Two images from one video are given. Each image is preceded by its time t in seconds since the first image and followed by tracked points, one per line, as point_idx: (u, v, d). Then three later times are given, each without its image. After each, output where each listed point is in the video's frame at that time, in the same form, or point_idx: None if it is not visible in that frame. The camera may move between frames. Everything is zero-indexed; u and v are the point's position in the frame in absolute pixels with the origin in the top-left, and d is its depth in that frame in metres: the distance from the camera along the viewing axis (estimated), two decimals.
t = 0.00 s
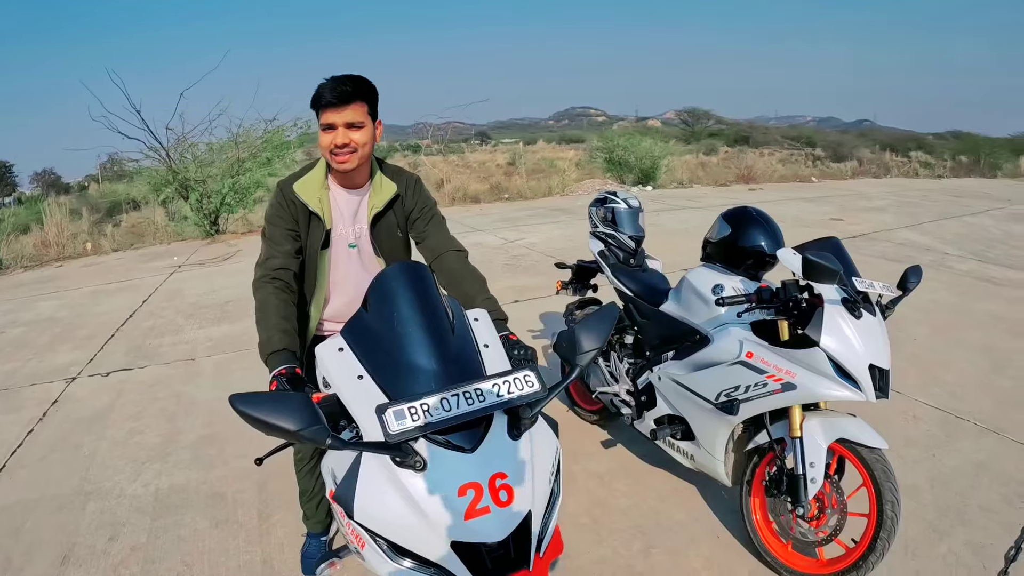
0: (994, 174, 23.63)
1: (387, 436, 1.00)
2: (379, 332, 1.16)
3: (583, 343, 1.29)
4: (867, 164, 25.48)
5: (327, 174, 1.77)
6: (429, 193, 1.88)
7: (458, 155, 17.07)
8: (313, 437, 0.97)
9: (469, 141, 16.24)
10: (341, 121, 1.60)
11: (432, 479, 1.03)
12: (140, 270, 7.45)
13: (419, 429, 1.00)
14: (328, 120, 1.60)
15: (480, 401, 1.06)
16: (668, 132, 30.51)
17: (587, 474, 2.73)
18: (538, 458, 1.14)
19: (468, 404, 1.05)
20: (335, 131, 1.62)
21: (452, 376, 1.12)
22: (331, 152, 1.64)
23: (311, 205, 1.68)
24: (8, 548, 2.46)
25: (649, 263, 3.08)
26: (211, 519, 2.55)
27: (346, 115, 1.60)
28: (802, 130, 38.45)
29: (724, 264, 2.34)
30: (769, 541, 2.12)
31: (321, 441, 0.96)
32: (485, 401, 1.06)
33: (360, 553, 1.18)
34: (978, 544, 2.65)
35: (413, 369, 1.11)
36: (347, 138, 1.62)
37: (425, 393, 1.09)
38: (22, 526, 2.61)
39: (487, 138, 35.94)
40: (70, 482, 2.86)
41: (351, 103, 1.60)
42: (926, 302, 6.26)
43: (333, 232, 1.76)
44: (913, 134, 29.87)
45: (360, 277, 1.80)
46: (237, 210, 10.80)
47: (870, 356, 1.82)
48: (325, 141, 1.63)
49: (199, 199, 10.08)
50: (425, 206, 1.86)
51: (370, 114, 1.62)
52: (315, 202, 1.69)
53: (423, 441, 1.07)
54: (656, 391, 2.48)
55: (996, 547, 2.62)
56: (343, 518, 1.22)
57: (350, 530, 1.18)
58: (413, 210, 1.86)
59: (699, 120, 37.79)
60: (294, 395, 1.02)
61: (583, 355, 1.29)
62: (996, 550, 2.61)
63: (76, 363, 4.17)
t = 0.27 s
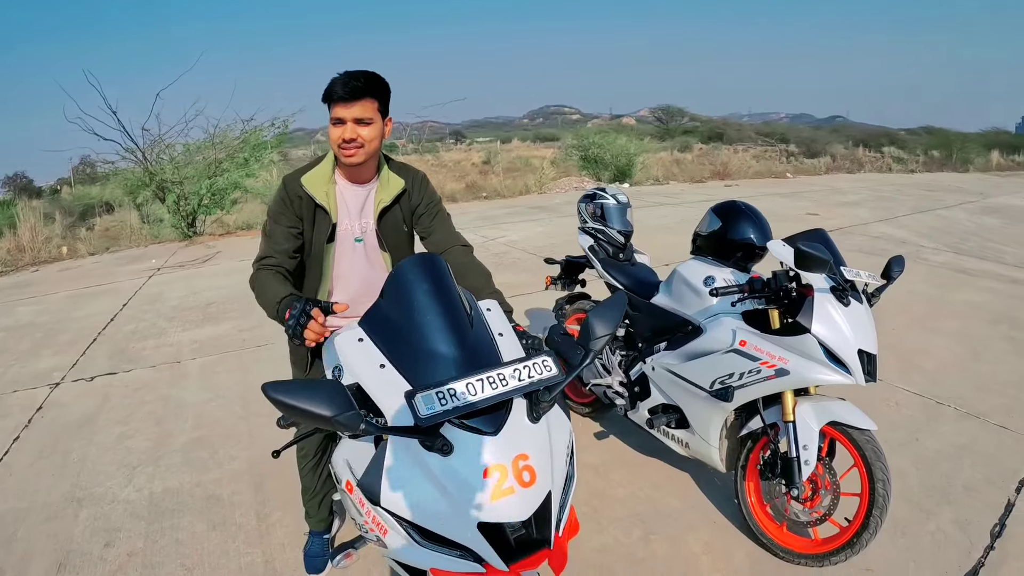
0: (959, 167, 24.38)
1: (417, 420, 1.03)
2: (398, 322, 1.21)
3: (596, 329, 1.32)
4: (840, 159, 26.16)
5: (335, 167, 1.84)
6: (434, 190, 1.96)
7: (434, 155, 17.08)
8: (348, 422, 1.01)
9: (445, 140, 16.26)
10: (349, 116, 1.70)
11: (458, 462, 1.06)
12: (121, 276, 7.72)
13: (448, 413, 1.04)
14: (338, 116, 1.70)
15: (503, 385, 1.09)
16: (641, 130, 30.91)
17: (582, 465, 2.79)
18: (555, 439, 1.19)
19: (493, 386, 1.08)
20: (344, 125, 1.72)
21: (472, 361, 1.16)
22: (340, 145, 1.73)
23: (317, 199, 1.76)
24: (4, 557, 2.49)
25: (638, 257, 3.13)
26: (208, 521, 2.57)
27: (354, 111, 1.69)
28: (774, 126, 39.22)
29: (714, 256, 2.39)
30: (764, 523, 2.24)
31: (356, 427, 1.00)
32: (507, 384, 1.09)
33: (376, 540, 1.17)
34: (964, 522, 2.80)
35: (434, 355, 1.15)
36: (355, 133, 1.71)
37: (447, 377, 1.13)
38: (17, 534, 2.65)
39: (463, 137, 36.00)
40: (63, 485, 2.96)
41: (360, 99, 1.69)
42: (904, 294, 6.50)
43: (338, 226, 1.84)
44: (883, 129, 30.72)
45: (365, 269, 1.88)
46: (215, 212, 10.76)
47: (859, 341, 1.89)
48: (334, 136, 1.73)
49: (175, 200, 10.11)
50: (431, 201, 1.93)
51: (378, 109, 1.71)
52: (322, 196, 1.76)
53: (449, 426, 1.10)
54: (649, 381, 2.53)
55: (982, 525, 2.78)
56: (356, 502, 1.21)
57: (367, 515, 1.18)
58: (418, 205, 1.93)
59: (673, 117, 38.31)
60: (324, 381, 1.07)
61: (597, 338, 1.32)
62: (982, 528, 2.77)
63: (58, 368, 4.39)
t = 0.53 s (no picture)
0: (928, 161, 25.04)
1: (444, 398, 1.12)
2: (417, 311, 1.31)
3: (601, 314, 1.41)
4: (815, 155, 26.70)
5: (342, 162, 1.99)
6: (436, 186, 2.14)
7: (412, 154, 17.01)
8: (382, 399, 1.12)
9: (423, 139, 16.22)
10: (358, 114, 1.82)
11: (479, 438, 1.15)
12: (103, 280, 8.12)
13: (474, 390, 1.12)
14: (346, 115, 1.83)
15: (520, 364, 1.18)
16: (617, 127, 31.14)
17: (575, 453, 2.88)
18: (565, 416, 1.27)
19: (512, 365, 1.17)
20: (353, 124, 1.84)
21: (488, 345, 1.26)
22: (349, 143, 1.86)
23: (325, 190, 1.90)
24: (4, 562, 2.52)
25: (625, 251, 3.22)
26: (209, 519, 2.60)
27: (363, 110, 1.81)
28: (749, 123, 39.79)
29: (700, 248, 2.49)
30: (755, 502, 2.38)
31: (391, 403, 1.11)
32: (524, 364, 1.17)
33: (397, 519, 1.33)
34: (944, 498, 2.97)
35: (452, 340, 1.25)
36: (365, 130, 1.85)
37: (466, 359, 1.23)
38: (15, 539, 2.68)
39: (441, 136, 35.95)
40: (57, 491, 3.03)
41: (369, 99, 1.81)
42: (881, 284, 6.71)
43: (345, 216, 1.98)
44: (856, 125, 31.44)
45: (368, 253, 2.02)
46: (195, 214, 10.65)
47: (841, 326, 2.00)
48: (343, 134, 1.85)
49: (155, 203, 10.01)
50: (434, 197, 2.11)
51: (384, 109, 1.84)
52: (329, 187, 1.91)
53: (471, 405, 1.18)
54: (640, 369, 2.61)
55: (960, 501, 2.96)
56: (377, 486, 1.38)
57: (387, 497, 1.34)
58: (422, 200, 2.11)
59: (649, 114, 38.68)
60: (360, 362, 1.18)
61: (603, 323, 1.41)
62: (961, 503, 2.94)
63: (44, 373, 4.79)
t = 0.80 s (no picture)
0: (922, 161, 25.21)
1: (460, 390, 1.15)
2: (430, 306, 1.35)
3: (607, 309, 1.45)
4: (810, 156, 26.86)
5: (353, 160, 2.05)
6: (444, 185, 2.19)
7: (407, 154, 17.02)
8: (403, 392, 1.17)
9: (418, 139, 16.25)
10: (371, 118, 1.85)
11: (492, 429, 1.18)
12: (100, 279, 8.10)
13: (488, 381, 1.16)
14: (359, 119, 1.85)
15: (531, 358, 1.22)
16: (612, 128, 31.20)
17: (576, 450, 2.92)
18: (572, 408, 1.30)
19: (524, 358, 1.21)
20: (366, 128, 1.88)
21: (500, 340, 1.30)
22: (362, 146, 1.90)
23: (336, 185, 1.95)
24: (10, 560, 2.54)
25: (624, 251, 3.26)
26: (214, 516, 2.63)
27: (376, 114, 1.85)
28: (743, 123, 39.99)
29: (699, 248, 2.53)
30: (754, 497, 2.43)
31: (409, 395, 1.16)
32: (535, 357, 1.21)
33: (410, 510, 1.37)
34: (938, 492, 3.03)
35: (465, 335, 1.29)
36: (377, 135, 1.89)
37: (479, 352, 1.27)
38: (21, 538, 2.70)
39: (436, 136, 35.95)
40: (61, 490, 3.05)
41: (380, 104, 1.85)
42: (876, 284, 6.79)
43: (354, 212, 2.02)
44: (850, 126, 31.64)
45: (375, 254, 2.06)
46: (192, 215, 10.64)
47: (838, 324, 2.04)
48: (353, 136, 1.89)
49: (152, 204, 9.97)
50: (443, 194, 2.16)
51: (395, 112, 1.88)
52: (340, 183, 1.96)
53: (484, 398, 1.21)
54: (640, 367, 2.66)
55: (955, 495, 3.01)
56: (390, 478, 1.41)
57: (401, 488, 1.38)
58: (431, 197, 2.15)
59: (644, 115, 38.82)
60: (381, 355, 1.22)
61: (608, 319, 1.45)
62: (956, 497, 3.00)
63: (44, 373, 4.81)
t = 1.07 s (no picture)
0: (922, 162, 25.22)
1: (462, 390, 1.16)
2: (432, 305, 1.36)
3: (608, 308, 1.45)
4: (810, 156, 26.88)
5: (353, 167, 2.03)
6: (446, 185, 2.20)
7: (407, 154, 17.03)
8: (405, 391, 1.17)
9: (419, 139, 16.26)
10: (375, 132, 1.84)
11: (494, 429, 1.19)
12: (101, 280, 8.11)
13: (491, 381, 1.17)
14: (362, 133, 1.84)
15: (533, 358, 1.22)
16: (612, 128, 31.20)
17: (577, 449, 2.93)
18: (574, 407, 1.31)
19: (525, 358, 1.21)
20: (369, 141, 1.86)
21: (501, 339, 1.30)
22: (364, 158, 1.90)
23: (339, 197, 1.95)
24: (12, 560, 2.55)
25: (625, 251, 3.27)
26: (216, 515, 2.63)
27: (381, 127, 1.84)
28: (743, 123, 40.01)
29: (700, 248, 2.54)
30: (754, 496, 2.44)
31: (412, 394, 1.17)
32: (537, 357, 1.22)
33: (412, 510, 1.37)
34: (937, 490, 3.04)
35: (466, 335, 1.30)
36: (380, 146, 1.88)
37: (480, 353, 1.28)
38: (23, 537, 2.71)
39: (436, 135, 35.95)
40: (62, 489, 3.05)
41: (384, 116, 1.84)
42: (875, 284, 6.80)
43: (358, 221, 2.03)
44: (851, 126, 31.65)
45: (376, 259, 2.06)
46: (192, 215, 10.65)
47: (838, 323, 2.05)
48: (357, 145, 1.88)
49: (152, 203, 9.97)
50: (444, 195, 2.17)
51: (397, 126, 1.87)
52: (343, 194, 1.96)
53: (486, 397, 1.22)
54: (641, 366, 2.67)
55: (954, 493, 3.02)
56: (392, 477, 1.42)
57: (403, 488, 1.38)
58: (433, 197, 2.16)
59: (644, 115, 38.86)
60: (383, 355, 1.23)
61: (610, 318, 1.45)
62: (955, 496, 3.01)
63: (45, 373, 4.82)
